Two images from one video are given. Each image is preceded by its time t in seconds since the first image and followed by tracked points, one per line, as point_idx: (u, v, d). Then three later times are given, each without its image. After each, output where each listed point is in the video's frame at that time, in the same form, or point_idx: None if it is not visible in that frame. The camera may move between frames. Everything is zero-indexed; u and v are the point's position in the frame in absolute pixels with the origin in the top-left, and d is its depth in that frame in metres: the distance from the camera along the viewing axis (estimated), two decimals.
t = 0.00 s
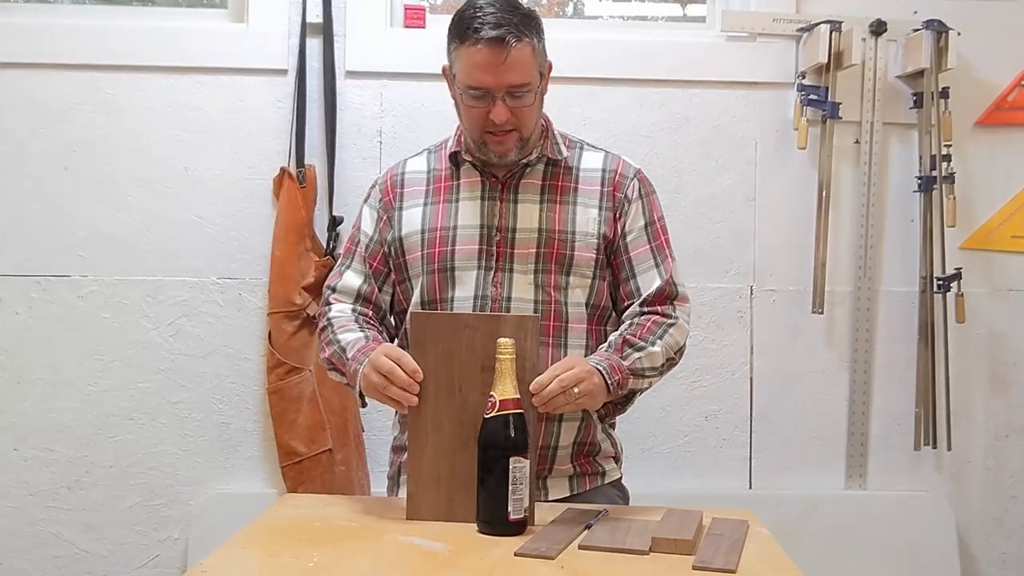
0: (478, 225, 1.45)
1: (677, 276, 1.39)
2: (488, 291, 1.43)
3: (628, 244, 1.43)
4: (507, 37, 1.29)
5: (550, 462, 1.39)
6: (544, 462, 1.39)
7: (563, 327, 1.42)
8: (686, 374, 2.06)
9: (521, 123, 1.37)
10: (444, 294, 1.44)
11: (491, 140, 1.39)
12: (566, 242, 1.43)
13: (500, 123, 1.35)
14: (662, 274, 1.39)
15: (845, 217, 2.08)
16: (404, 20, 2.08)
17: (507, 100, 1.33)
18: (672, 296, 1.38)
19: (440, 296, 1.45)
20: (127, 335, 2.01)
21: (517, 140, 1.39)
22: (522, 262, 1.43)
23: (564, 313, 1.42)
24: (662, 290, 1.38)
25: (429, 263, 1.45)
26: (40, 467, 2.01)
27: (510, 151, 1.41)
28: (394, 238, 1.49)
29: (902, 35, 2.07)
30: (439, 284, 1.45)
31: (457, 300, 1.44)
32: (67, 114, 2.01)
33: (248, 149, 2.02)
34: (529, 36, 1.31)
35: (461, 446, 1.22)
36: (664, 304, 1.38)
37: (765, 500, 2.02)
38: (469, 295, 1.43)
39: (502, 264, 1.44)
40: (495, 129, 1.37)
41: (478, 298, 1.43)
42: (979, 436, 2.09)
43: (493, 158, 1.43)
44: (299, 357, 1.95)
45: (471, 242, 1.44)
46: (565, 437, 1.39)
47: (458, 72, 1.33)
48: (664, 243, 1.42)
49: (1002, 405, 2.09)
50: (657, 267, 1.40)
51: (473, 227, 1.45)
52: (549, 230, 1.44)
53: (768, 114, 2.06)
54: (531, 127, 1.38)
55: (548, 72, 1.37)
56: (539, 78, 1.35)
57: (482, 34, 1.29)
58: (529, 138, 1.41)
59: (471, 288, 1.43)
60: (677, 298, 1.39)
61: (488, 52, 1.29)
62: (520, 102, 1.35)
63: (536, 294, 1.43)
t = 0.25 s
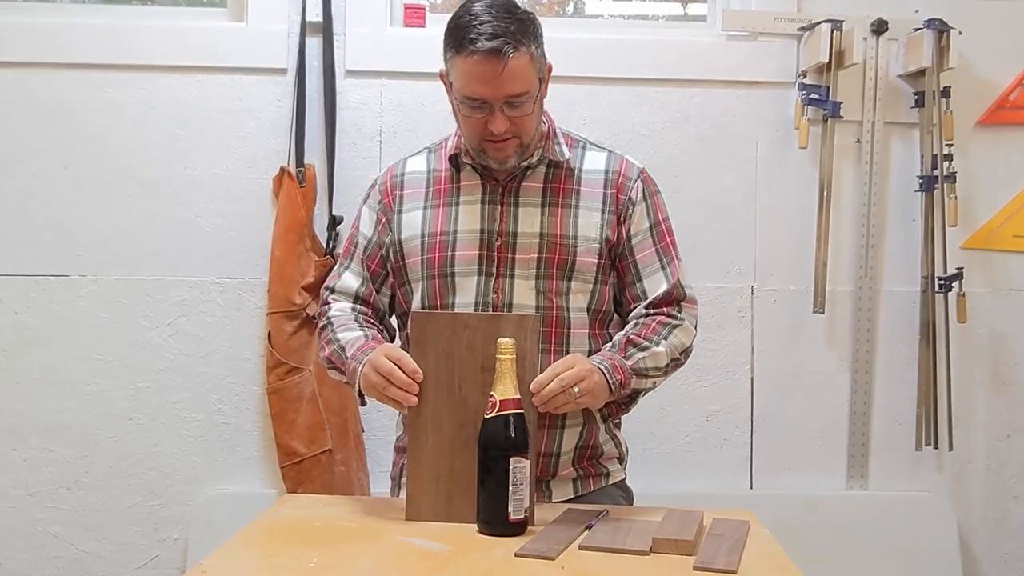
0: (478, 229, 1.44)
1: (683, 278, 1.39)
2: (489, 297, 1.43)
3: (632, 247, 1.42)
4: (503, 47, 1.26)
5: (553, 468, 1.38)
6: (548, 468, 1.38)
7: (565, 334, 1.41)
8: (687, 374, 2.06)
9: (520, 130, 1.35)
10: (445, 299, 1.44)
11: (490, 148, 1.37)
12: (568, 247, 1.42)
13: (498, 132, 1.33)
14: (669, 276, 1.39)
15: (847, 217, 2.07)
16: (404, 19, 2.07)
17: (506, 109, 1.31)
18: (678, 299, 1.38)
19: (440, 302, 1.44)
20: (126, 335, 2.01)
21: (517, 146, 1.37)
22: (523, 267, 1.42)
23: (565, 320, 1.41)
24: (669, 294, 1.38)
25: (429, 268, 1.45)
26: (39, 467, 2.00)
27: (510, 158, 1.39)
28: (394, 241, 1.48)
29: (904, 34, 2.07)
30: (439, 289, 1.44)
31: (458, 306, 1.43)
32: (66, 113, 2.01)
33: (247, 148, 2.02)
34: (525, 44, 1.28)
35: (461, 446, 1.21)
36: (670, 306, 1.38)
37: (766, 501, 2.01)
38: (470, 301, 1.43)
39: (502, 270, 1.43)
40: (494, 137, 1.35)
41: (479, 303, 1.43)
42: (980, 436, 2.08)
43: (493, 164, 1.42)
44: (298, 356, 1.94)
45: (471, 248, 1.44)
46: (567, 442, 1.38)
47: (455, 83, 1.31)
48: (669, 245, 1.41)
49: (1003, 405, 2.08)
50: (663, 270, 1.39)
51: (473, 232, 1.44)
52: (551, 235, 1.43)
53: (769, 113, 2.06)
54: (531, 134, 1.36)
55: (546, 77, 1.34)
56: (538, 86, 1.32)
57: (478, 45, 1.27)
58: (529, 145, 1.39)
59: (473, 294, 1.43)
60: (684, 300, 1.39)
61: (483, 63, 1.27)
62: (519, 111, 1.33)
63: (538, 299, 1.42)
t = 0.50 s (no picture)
0: (479, 232, 1.43)
1: (693, 279, 1.39)
2: (489, 300, 1.42)
3: (638, 248, 1.42)
4: (502, 56, 1.25)
5: (554, 472, 1.37)
6: (549, 472, 1.37)
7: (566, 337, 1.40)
8: (687, 374, 2.05)
9: (519, 136, 1.34)
10: (445, 302, 1.43)
11: (490, 154, 1.37)
12: (570, 249, 1.42)
13: (498, 139, 1.33)
14: (678, 275, 1.38)
15: (848, 216, 2.06)
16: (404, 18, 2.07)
17: (505, 116, 1.31)
18: (688, 298, 1.38)
19: (441, 305, 1.44)
20: (125, 335, 2.00)
21: (517, 152, 1.37)
22: (525, 269, 1.42)
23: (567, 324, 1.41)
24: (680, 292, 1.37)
25: (429, 271, 1.44)
26: (38, 468, 2.00)
27: (511, 164, 1.39)
28: (394, 242, 1.47)
29: (905, 33, 2.06)
30: (439, 293, 1.44)
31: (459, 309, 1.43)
32: (65, 113, 2.00)
33: (246, 147, 2.01)
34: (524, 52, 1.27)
35: (462, 445, 1.21)
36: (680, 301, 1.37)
37: (767, 501, 2.01)
38: (471, 304, 1.42)
39: (503, 273, 1.42)
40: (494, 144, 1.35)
41: (479, 306, 1.42)
42: (982, 436, 2.08)
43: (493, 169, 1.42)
44: (298, 357, 1.93)
45: (472, 251, 1.43)
46: (568, 446, 1.38)
47: (453, 91, 1.30)
48: (677, 244, 1.41)
49: (1005, 405, 2.08)
50: (671, 269, 1.39)
51: (474, 234, 1.43)
52: (553, 237, 1.42)
53: (769, 112, 2.05)
54: (531, 139, 1.36)
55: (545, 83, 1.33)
56: (537, 92, 1.31)
57: (476, 54, 1.25)
58: (529, 149, 1.39)
59: (473, 297, 1.42)
60: (694, 298, 1.38)
61: (482, 72, 1.26)
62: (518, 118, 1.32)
63: (539, 302, 1.41)
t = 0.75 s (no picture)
0: (478, 231, 1.43)
1: (697, 274, 1.39)
2: (487, 300, 1.41)
3: (639, 245, 1.41)
4: (497, 52, 1.25)
5: (556, 472, 1.37)
6: (550, 472, 1.37)
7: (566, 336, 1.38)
8: (688, 374, 2.04)
9: (514, 135, 1.34)
10: (444, 303, 1.43)
11: (486, 152, 1.36)
12: (569, 248, 1.41)
13: (494, 137, 1.32)
14: (682, 271, 1.38)
15: (849, 216, 2.06)
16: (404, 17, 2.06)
17: (501, 114, 1.30)
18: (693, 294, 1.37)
19: (439, 305, 1.43)
20: (125, 335, 2.00)
21: (512, 151, 1.37)
22: (523, 268, 1.41)
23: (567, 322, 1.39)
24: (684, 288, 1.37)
25: (427, 271, 1.44)
26: (37, 468, 1.99)
27: (507, 162, 1.38)
28: (391, 243, 1.47)
29: (906, 33, 2.05)
30: (438, 293, 1.43)
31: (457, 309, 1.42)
32: (65, 112, 2.00)
33: (246, 147, 2.01)
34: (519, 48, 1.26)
35: (466, 446, 1.20)
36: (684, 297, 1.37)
37: (768, 501, 2.00)
38: (469, 304, 1.42)
39: (501, 273, 1.42)
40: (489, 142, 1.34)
41: (477, 306, 1.41)
42: (984, 436, 2.07)
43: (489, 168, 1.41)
44: (298, 357, 1.93)
45: (469, 251, 1.42)
46: (569, 445, 1.37)
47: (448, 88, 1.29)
48: (679, 241, 1.40)
49: (1007, 405, 2.07)
50: (674, 265, 1.39)
51: (472, 234, 1.43)
52: (551, 236, 1.41)
53: (770, 111, 2.05)
54: (527, 137, 1.36)
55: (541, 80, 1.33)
56: (533, 89, 1.31)
57: (471, 50, 1.25)
58: (525, 148, 1.38)
59: (471, 297, 1.42)
60: (700, 293, 1.38)
61: (477, 69, 1.25)
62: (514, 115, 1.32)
63: (539, 301, 1.41)
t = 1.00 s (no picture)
0: (477, 228, 1.42)
1: (688, 265, 1.33)
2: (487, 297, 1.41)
3: (633, 238, 1.39)
4: (494, 42, 1.24)
5: (556, 470, 1.36)
6: (551, 470, 1.36)
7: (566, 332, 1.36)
8: (689, 374, 2.04)
9: (514, 127, 1.33)
10: (444, 300, 1.42)
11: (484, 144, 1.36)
12: (568, 242, 1.40)
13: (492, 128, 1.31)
14: (671, 262, 1.33)
15: (850, 215, 2.05)
16: (404, 16, 2.05)
17: (499, 105, 1.29)
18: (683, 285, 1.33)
19: (439, 303, 1.43)
20: (124, 335, 1.99)
21: (512, 143, 1.36)
22: (523, 264, 1.40)
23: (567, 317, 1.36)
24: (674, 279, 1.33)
25: (427, 269, 1.43)
26: (36, 469, 1.99)
27: (506, 154, 1.38)
28: (391, 243, 1.46)
29: (908, 32, 2.05)
30: (438, 290, 1.43)
31: (457, 307, 1.41)
32: (64, 111, 1.99)
33: (245, 146, 2.00)
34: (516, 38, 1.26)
35: (466, 446, 1.20)
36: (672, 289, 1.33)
37: (770, 502, 2.00)
38: (469, 301, 1.41)
39: (501, 269, 1.41)
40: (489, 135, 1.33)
41: (477, 303, 1.41)
42: (985, 436, 2.06)
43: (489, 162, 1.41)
44: (298, 357, 1.92)
45: (468, 247, 1.42)
46: (570, 442, 1.37)
47: (446, 80, 1.29)
48: (673, 233, 1.36)
49: (1008, 405, 2.07)
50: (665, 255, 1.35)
51: (472, 231, 1.42)
52: (550, 231, 1.41)
53: (771, 111, 2.04)
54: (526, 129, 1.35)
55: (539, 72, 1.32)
56: (531, 80, 1.30)
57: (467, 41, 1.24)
58: (524, 141, 1.38)
59: (471, 294, 1.41)
60: (690, 283, 1.32)
61: (473, 59, 1.25)
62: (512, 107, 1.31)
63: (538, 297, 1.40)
